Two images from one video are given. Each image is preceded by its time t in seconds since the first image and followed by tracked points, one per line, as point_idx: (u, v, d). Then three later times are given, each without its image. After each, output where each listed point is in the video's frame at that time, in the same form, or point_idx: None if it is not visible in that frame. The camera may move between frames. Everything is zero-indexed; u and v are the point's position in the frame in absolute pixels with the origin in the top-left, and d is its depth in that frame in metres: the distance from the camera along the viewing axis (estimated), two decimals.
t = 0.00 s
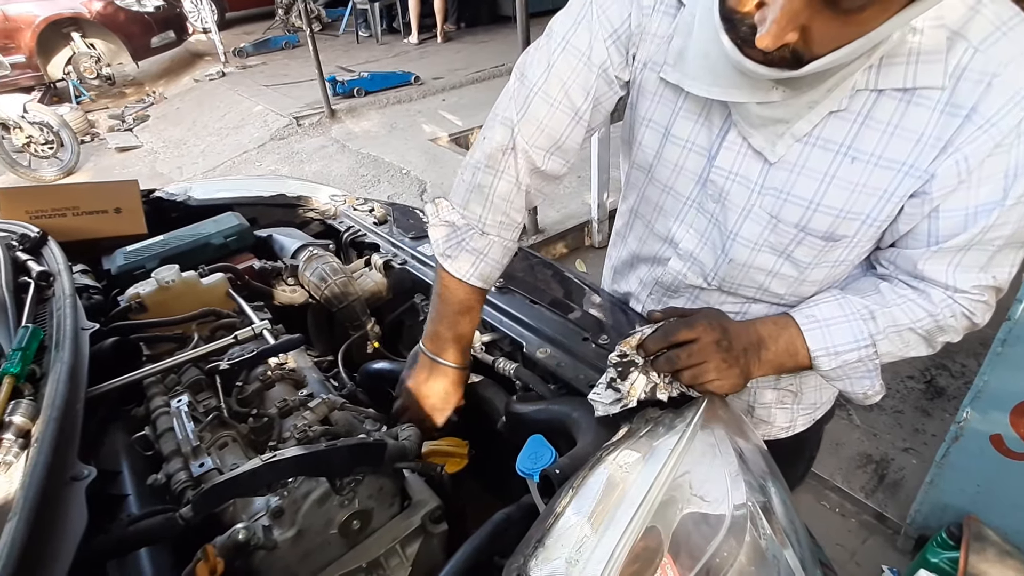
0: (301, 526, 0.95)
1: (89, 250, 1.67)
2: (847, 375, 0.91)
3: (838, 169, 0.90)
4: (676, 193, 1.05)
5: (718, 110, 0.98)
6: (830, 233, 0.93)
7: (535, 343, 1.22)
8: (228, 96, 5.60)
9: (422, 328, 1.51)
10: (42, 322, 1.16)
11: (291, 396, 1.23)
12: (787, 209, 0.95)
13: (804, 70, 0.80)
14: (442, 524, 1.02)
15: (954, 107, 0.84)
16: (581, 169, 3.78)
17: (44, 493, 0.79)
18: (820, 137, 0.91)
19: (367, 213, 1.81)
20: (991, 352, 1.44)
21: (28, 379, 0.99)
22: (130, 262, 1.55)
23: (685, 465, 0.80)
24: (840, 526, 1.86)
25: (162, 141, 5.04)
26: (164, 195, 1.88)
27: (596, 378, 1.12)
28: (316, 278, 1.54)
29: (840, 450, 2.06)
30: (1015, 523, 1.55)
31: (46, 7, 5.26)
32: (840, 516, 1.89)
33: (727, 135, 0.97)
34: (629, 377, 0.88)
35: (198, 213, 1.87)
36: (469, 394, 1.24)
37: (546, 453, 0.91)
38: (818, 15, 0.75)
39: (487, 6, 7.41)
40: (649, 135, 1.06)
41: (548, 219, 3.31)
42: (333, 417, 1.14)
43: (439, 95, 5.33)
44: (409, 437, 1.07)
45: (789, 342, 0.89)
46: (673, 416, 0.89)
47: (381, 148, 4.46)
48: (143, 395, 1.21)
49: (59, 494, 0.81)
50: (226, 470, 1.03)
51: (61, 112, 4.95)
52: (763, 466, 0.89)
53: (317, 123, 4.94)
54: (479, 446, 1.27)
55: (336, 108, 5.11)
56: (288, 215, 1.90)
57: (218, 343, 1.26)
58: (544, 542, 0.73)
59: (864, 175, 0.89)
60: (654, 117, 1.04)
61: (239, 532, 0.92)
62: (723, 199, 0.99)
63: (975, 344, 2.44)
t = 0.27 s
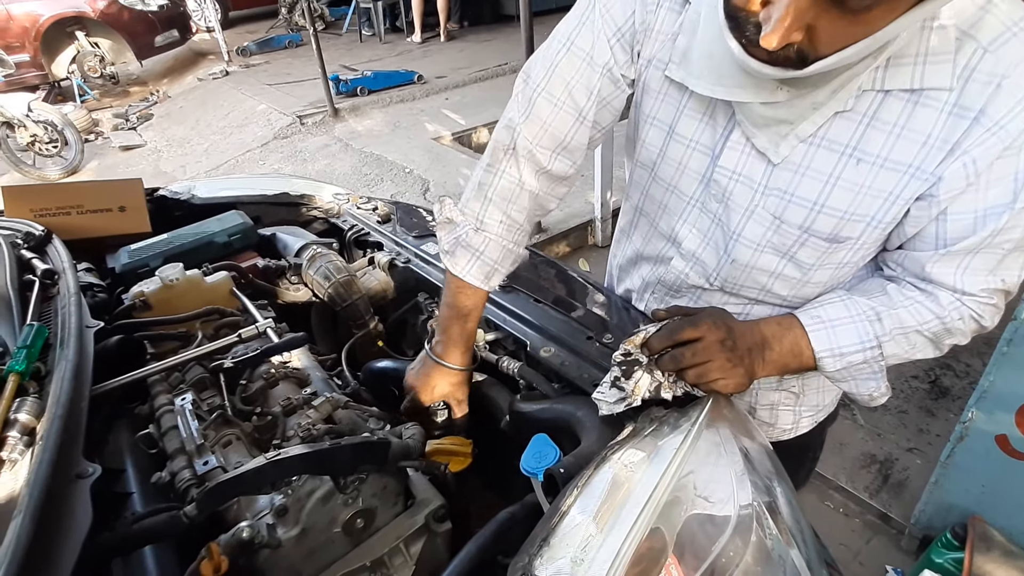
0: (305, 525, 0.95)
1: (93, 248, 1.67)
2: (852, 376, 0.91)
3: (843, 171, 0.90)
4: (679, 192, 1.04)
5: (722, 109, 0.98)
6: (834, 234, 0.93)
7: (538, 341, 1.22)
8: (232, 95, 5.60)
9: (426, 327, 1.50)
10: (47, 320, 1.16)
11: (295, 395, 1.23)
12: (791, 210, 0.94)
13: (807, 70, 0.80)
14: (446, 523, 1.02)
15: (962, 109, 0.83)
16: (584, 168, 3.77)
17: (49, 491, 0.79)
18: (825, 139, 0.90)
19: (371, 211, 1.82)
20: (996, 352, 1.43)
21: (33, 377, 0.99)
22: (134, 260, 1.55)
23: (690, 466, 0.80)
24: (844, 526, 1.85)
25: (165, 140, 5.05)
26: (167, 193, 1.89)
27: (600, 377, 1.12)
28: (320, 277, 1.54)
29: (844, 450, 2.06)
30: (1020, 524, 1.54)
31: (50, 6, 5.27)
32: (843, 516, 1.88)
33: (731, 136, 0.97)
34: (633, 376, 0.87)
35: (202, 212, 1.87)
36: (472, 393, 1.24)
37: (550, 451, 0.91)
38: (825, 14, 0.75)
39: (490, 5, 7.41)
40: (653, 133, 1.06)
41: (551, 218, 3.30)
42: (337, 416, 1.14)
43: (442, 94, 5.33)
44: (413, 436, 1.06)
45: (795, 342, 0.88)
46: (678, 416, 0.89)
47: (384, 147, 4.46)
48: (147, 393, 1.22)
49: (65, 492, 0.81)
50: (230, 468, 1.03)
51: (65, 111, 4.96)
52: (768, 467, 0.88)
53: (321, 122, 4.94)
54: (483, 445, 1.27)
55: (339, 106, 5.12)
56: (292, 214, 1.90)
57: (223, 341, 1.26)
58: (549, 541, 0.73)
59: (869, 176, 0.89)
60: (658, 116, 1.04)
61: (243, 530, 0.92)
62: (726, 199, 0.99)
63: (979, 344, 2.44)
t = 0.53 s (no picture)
0: (309, 523, 0.96)
1: (97, 246, 1.68)
2: (856, 378, 0.90)
3: (846, 172, 0.90)
4: (683, 192, 1.04)
5: (725, 108, 0.98)
6: (837, 235, 0.93)
7: (542, 340, 1.22)
8: (235, 94, 5.61)
9: (429, 325, 1.50)
10: (52, 317, 1.16)
11: (299, 393, 1.23)
12: (795, 211, 0.94)
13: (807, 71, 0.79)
14: (449, 521, 1.02)
15: (966, 111, 0.83)
16: (587, 167, 3.77)
17: (55, 489, 0.80)
18: (829, 139, 0.90)
19: (374, 210, 1.82)
20: (1001, 352, 1.43)
21: (39, 374, 1.00)
22: (138, 258, 1.56)
23: (694, 466, 0.80)
24: (847, 526, 1.85)
25: (169, 138, 5.06)
26: (171, 191, 1.89)
27: (603, 375, 1.12)
28: (323, 275, 1.54)
29: (847, 450, 2.05)
30: None
31: (55, 4, 5.29)
32: (846, 516, 1.88)
33: (734, 135, 0.97)
34: (637, 374, 0.87)
35: (206, 210, 1.87)
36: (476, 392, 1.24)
37: (553, 450, 0.91)
38: (823, 17, 0.75)
39: (493, 3, 7.40)
40: (657, 131, 1.06)
41: (554, 217, 3.30)
42: (340, 414, 1.14)
43: (445, 93, 5.33)
44: (416, 434, 1.07)
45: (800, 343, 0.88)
46: (682, 415, 0.89)
47: (387, 145, 4.46)
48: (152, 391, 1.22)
49: (70, 489, 0.82)
50: (234, 466, 1.04)
51: (69, 110, 4.97)
52: (773, 467, 0.88)
53: (324, 120, 4.94)
54: (487, 444, 1.27)
55: (343, 105, 5.12)
56: (295, 212, 1.90)
57: (227, 339, 1.27)
58: (553, 540, 0.73)
59: (873, 177, 0.88)
60: (663, 114, 1.04)
61: (247, 528, 0.92)
62: (729, 199, 0.99)
63: (984, 344, 2.43)
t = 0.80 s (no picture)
0: (311, 520, 0.96)
1: (100, 244, 1.68)
2: (858, 376, 0.91)
3: (853, 168, 0.90)
4: (689, 190, 1.04)
5: (731, 107, 0.98)
6: (843, 232, 0.93)
7: (545, 340, 1.22)
8: (238, 92, 5.62)
9: (431, 323, 1.51)
10: (56, 314, 1.17)
11: (301, 390, 1.23)
12: (800, 208, 0.94)
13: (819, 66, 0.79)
14: (451, 519, 1.02)
15: (973, 105, 0.83)
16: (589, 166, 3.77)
17: (59, 486, 0.80)
18: (835, 136, 0.90)
19: (377, 208, 1.83)
20: (1004, 352, 1.42)
21: (43, 371, 1.00)
22: (141, 256, 1.56)
23: (696, 465, 0.80)
24: (848, 526, 1.85)
25: (172, 136, 5.07)
26: (175, 189, 1.90)
27: (605, 375, 1.12)
28: (326, 273, 1.54)
29: (849, 449, 2.05)
30: None
31: (58, 2, 5.29)
32: (848, 516, 1.88)
33: (740, 133, 0.97)
34: (639, 374, 0.87)
35: (209, 208, 1.88)
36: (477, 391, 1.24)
37: (555, 449, 0.91)
38: (834, 13, 0.75)
39: (496, 2, 7.40)
40: (661, 130, 1.05)
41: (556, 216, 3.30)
42: (343, 412, 1.15)
43: (448, 91, 5.33)
44: (418, 433, 1.07)
45: (802, 343, 0.88)
46: (684, 414, 0.89)
47: (389, 144, 4.46)
48: (155, 388, 1.22)
49: (74, 486, 0.82)
50: (237, 463, 1.04)
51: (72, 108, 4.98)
52: (773, 465, 0.88)
53: (326, 119, 4.95)
54: (488, 442, 1.27)
55: (345, 103, 5.12)
56: (298, 210, 1.91)
57: (230, 337, 1.27)
58: (555, 538, 0.73)
59: (879, 174, 0.88)
60: (668, 114, 1.04)
61: (249, 525, 0.92)
62: (735, 197, 0.99)
63: (986, 344, 2.42)
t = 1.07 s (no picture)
0: (314, 517, 0.96)
1: (104, 241, 1.68)
2: (861, 373, 0.91)
3: (858, 164, 0.89)
4: (693, 187, 1.04)
5: (736, 103, 0.97)
6: (848, 229, 0.93)
7: (547, 338, 1.22)
8: (240, 90, 5.62)
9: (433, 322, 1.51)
10: (60, 311, 1.17)
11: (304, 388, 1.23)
12: (805, 205, 0.94)
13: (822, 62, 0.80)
14: (453, 517, 1.03)
15: (978, 100, 0.83)
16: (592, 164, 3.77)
17: (64, 483, 0.81)
18: (840, 133, 0.90)
19: (380, 207, 1.83)
20: (1007, 352, 1.42)
21: (47, 368, 1.00)
22: (145, 254, 1.57)
23: (699, 464, 0.80)
24: (850, 526, 1.85)
25: (175, 134, 5.07)
26: (178, 187, 1.90)
27: (608, 373, 1.12)
28: (329, 271, 1.54)
29: (851, 449, 2.05)
30: None
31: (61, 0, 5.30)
32: (850, 516, 1.88)
33: (744, 131, 0.96)
34: (642, 373, 0.87)
35: (212, 206, 1.88)
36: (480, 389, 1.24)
37: (558, 447, 0.91)
38: (841, 6, 0.74)
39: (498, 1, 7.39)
40: (664, 128, 1.05)
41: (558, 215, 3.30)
42: (345, 410, 1.14)
43: (450, 90, 5.33)
44: (421, 431, 1.08)
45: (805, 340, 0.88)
46: (687, 413, 0.89)
47: (391, 142, 4.47)
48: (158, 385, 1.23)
49: (78, 484, 0.83)
50: (241, 460, 1.04)
51: (76, 106, 4.99)
52: (778, 465, 0.88)
53: (329, 117, 4.95)
54: (490, 441, 1.27)
55: (348, 102, 5.12)
56: (301, 208, 1.91)
57: (232, 335, 1.27)
58: (558, 537, 0.73)
59: (885, 170, 0.88)
60: (671, 112, 1.03)
61: (252, 522, 0.94)
62: (739, 194, 0.99)
63: (989, 344, 2.42)
